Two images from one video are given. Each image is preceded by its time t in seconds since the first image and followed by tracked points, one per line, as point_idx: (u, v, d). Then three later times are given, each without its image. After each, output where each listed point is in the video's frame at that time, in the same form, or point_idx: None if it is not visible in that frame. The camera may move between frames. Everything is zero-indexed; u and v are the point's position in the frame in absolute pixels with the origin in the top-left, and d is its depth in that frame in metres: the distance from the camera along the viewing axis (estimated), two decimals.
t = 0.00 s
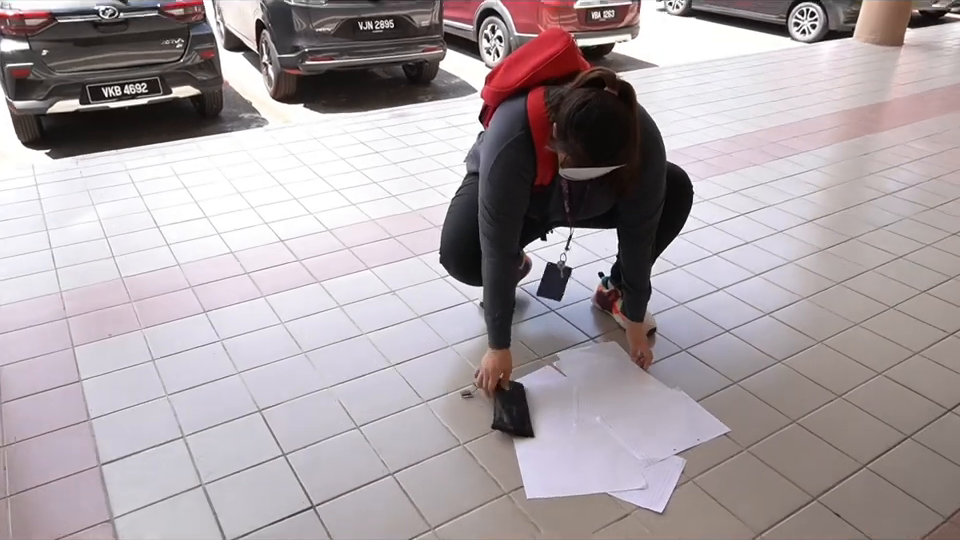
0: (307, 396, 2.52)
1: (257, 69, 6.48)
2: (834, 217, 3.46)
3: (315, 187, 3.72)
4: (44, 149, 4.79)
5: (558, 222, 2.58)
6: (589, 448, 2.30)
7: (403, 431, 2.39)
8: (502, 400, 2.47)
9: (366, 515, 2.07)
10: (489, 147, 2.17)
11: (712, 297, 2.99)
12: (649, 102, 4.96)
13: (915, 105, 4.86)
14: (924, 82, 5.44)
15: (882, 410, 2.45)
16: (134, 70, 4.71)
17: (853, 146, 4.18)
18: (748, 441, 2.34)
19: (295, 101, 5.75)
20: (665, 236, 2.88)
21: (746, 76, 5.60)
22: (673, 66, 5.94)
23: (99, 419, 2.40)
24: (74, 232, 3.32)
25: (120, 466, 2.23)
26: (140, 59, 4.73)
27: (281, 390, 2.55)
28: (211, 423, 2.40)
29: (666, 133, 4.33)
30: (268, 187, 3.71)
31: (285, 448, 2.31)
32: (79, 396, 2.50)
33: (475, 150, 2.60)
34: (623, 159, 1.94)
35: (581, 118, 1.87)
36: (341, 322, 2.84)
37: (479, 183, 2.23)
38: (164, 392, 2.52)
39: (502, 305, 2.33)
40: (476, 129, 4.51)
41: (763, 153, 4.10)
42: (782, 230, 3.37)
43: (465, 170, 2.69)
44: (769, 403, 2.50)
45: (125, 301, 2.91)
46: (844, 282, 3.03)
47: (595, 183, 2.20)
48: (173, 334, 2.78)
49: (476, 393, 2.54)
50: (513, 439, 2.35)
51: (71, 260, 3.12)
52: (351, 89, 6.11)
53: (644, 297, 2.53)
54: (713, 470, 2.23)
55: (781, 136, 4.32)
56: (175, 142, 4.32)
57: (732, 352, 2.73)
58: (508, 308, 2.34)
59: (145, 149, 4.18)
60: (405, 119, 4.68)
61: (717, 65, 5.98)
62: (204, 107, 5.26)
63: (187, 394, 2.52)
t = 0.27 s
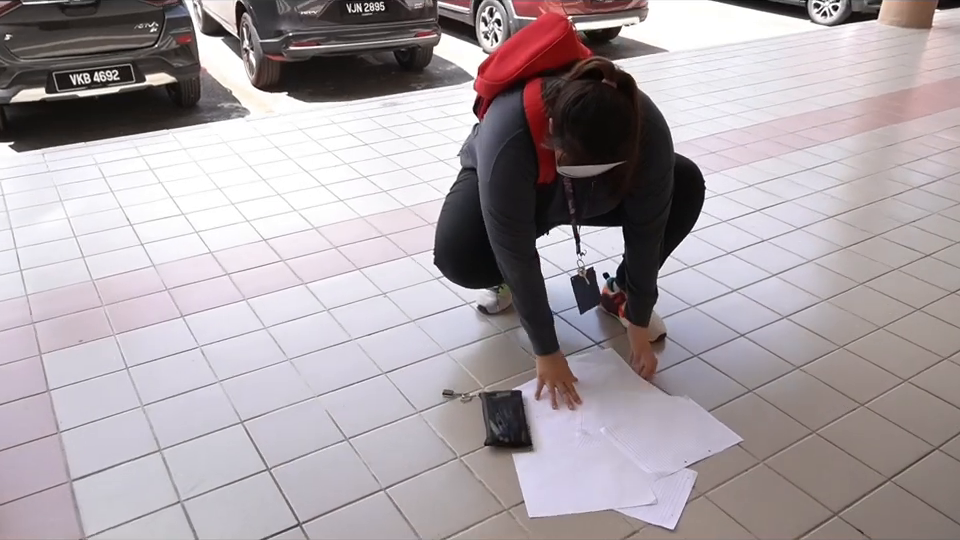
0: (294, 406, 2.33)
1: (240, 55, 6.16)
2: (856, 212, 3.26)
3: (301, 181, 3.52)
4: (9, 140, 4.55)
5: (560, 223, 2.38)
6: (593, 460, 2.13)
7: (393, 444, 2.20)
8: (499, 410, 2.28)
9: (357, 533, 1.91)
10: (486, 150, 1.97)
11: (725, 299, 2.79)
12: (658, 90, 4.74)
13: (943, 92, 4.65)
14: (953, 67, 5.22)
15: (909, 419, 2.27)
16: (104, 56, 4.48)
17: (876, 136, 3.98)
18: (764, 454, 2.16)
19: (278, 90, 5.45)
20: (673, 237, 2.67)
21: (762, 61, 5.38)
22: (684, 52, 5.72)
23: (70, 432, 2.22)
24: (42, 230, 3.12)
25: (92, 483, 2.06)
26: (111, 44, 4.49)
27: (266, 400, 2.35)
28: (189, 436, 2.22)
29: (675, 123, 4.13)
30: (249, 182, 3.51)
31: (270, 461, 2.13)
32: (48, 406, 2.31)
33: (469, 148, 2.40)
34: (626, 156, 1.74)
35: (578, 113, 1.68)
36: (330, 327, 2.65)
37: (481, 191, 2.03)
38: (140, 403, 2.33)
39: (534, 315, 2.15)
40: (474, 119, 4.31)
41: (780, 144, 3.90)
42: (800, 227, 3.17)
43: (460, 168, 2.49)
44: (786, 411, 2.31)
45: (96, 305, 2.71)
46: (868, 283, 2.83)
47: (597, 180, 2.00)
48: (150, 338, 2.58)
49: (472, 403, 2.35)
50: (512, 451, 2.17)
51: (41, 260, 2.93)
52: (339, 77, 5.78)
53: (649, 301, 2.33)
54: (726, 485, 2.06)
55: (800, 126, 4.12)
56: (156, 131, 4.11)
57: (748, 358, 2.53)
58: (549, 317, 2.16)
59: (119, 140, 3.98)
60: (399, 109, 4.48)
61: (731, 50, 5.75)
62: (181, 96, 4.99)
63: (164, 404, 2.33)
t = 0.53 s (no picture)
0: (290, 408, 2.32)
1: (233, 55, 6.11)
2: (854, 211, 3.26)
3: (296, 182, 3.51)
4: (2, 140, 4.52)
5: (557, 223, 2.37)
6: (591, 449, 2.16)
7: (392, 446, 2.19)
8: (498, 411, 2.28)
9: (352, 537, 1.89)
10: (484, 146, 1.96)
11: (723, 299, 2.78)
12: (654, 89, 4.73)
13: (940, 91, 4.66)
14: (951, 66, 5.22)
15: (906, 419, 2.27)
16: (98, 57, 4.46)
17: (874, 135, 3.98)
18: (762, 453, 2.15)
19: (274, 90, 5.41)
20: (671, 239, 2.66)
21: (758, 60, 5.38)
22: (680, 50, 5.71)
23: (64, 436, 2.20)
24: (36, 231, 3.11)
25: (88, 486, 2.04)
26: (103, 46, 4.46)
27: (264, 403, 2.34)
28: (186, 438, 2.21)
29: (672, 122, 4.12)
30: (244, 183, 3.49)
31: (266, 464, 2.12)
32: (40, 410, 2.29)
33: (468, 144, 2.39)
34: (624, 158, 1.74)
35: (578, 114, 1.67)
36: (327, 329, 2.64)
37: (478, 187, 2.02)
38: (136, 405, 2.32)
39: (528, 310, 2.15)
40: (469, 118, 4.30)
41: (777, 143, 3.90)
42: (798, 226, 3.17)
43: (458, 165, 2.48)
44: (783, 410, 2.31)
45: (90, 307, 2.69)
46: (865, 282, 2.83)
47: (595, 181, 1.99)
48: (146, 340, 2.57)
49: (471, 404, 2.33)
50: (511, 452, 2.17)
51: (34, 261, 2.91)
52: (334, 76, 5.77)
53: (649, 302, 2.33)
54: (725, 483, 2.06)
55: (798, 125, 4.11)
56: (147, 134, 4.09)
57: (746, 358, 2.52)
58: (544, 312, 2.17)
59: (110, 142, 3.95)
60: (395, 109, 4.46)
61: (728, 49, 5.75)
62: (176, 96, 4.96)
63: (160, 407, 2.32)
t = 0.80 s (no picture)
0: (276, 417, 2.18)
1: (215, 44, 5.67)
2: (869, 209, 3.13)
3: (283, 178, 3.37)
4: None
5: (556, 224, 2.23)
6: (590, 458, 2.03)
7: (383, 456, 2.05)
8: (494, 418, 2.14)
9: None
10: (480, 143, 1.82)
11: (731, 301, 2.64)
12: (659, 81, 4.59)
13: (957, 82, 4.53)
14: None
15: (925, 427, 2.14)
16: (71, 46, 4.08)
17: (887, 129, 3.85)
18: (773, 463, 2.02)
19: (258, 82, 5.02)
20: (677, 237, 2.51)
21: (767, 50, 5.24)
22: (686, 39, 5.57)
23: (37, 446, 2.07)
24: (11, 229, 2.96)
25: (59, 500, 1.90)
26: (82, 34, 4.09)
27: (248, 410, 2.20)
28: (167, 448, 2.07)
29: (677, 115, 3.99)
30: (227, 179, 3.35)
31: (250, 475, 1.98)
32: (11, 420, 2.15)
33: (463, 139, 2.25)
34: (628, 157, 1.60)
35: (577, 109, 1.54)
36: (316, 333, 2.50)
37: (474, 185, 1.88)
38: (112, 414, 2.18)
39: (533, 313, 2.00)
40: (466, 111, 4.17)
41: (787, 136, 3.77)
42: (810, 224, 3.04)
43: (452, 162, 2.34)
44: (794, 418, 2.17)
45: (65, 310, 2.55)
46: (880, 283, 2.70)
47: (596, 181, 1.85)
48: (124, 345, 2.43)
49: (466, 413, 2.19)
50: (508, 462, 2.03)
51: (8, 261, 2.76)
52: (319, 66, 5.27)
53: (655, 309, 2.16)
54: (734, 496, 1.92)
55: (809, 118, 3.98)
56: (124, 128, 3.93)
57: (756, 363, 2.38)
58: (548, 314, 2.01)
59: (87, 136, 3.79)
60: (388, 102, 4.32)
61: (735, 37, 5.61)
62: (154, 88, 4.54)
63: (140, 415, 2.18)
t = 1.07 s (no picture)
0: (268, 423, 2.08)
1: (203, 39, 5.43)
2: (880, 207, 3.05)
3: (274, 175, 3.28)
4: None
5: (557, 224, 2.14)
6: (590, 465, 1.94)
7: (378, 463, 1.96)
8: (493, 424, 2.05)
9: None
10: (481, 136, 1.73)
11: (738, 304, 2.54)
12: (663, 76, 4.51)
13: None
14: None
15: (939, 433, 2.05)
16: (53, 39, 3.85)
17: (898, 125, 3.76)
18: (781, 470, 1.93)
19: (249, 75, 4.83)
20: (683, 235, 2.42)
21: (775, 43, 5.15)
22: (692, 32, 5.47)
23: (18, 454, 1.97)
24: None
25: (40, 510, 1.81)
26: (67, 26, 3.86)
27: (238, 415, 2.10)
28: (155, 455, 1.97)
29: (682, 110, 3.90)
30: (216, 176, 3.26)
31: (241, 483, 1.89)
32: None
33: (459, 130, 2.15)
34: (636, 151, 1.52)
35: (583, 102, 1.45)
36: (309, 335, 2.40)
37: (474, 180, 1.79)
38: (97, 420, 2.08)
39: (541, 310, 1.91)
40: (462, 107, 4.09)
41: (796, 132, 3.68)
42: (820, 223, 2.95)
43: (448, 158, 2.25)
44: (804, 423, 2.09)
45: (48, 313, 2.46)
46: (893, 284, 2.61)
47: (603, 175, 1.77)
48: (109, 348, 2.33)
49: (463, 418, 2.10)
50: (508, 469, 1.94)
51: None
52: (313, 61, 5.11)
53: (660, 306, 2.08)
54: (742, 504, 1.84)
55: (818, 113, 3.89)
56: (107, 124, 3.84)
57: (764, 367, 2.28)
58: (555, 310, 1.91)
59: (71, 132, 3.69)
60: (383, 96, 4.23)
61: (741, 30, 5.51)
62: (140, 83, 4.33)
63: (127, 421, 2.08)
